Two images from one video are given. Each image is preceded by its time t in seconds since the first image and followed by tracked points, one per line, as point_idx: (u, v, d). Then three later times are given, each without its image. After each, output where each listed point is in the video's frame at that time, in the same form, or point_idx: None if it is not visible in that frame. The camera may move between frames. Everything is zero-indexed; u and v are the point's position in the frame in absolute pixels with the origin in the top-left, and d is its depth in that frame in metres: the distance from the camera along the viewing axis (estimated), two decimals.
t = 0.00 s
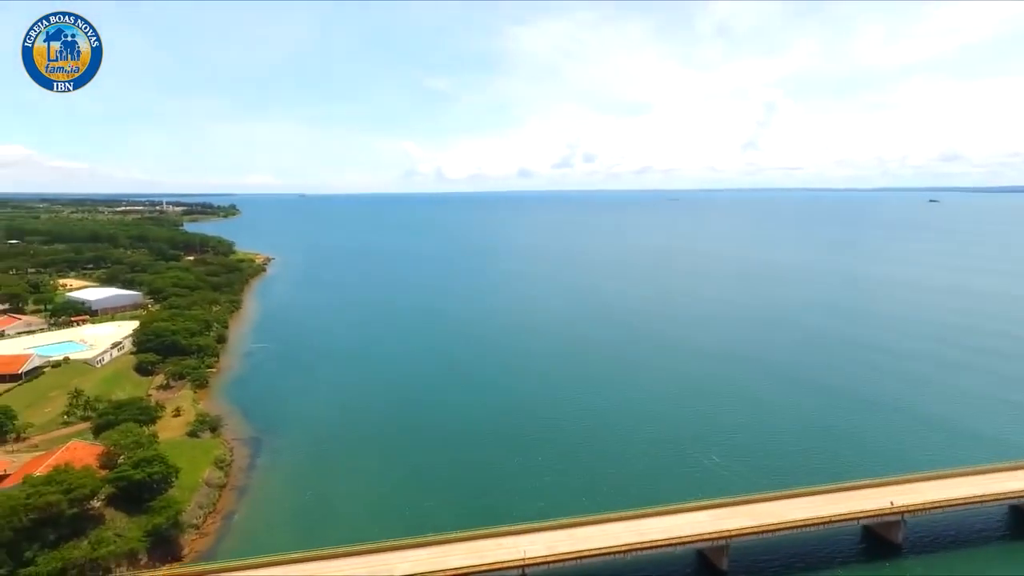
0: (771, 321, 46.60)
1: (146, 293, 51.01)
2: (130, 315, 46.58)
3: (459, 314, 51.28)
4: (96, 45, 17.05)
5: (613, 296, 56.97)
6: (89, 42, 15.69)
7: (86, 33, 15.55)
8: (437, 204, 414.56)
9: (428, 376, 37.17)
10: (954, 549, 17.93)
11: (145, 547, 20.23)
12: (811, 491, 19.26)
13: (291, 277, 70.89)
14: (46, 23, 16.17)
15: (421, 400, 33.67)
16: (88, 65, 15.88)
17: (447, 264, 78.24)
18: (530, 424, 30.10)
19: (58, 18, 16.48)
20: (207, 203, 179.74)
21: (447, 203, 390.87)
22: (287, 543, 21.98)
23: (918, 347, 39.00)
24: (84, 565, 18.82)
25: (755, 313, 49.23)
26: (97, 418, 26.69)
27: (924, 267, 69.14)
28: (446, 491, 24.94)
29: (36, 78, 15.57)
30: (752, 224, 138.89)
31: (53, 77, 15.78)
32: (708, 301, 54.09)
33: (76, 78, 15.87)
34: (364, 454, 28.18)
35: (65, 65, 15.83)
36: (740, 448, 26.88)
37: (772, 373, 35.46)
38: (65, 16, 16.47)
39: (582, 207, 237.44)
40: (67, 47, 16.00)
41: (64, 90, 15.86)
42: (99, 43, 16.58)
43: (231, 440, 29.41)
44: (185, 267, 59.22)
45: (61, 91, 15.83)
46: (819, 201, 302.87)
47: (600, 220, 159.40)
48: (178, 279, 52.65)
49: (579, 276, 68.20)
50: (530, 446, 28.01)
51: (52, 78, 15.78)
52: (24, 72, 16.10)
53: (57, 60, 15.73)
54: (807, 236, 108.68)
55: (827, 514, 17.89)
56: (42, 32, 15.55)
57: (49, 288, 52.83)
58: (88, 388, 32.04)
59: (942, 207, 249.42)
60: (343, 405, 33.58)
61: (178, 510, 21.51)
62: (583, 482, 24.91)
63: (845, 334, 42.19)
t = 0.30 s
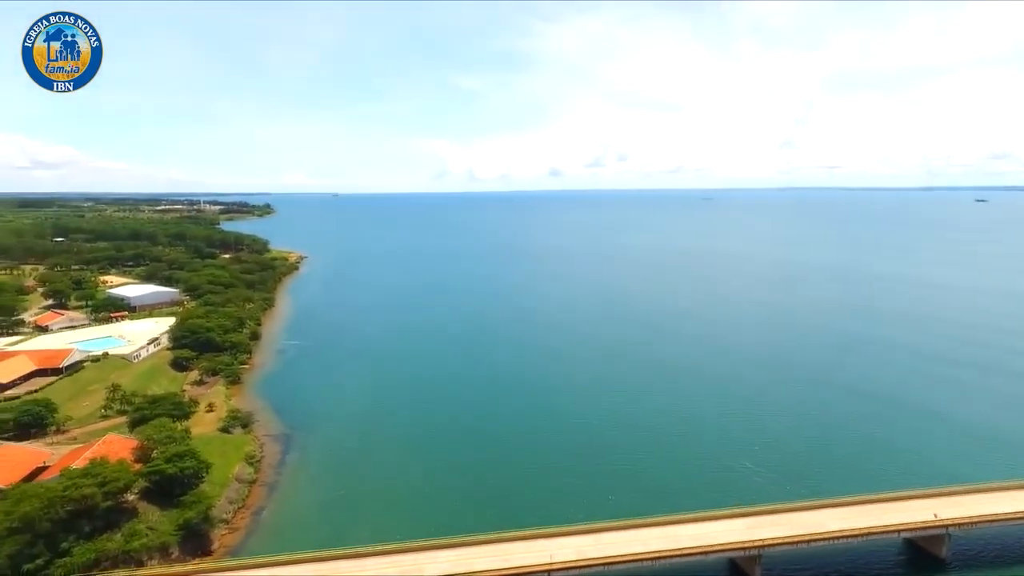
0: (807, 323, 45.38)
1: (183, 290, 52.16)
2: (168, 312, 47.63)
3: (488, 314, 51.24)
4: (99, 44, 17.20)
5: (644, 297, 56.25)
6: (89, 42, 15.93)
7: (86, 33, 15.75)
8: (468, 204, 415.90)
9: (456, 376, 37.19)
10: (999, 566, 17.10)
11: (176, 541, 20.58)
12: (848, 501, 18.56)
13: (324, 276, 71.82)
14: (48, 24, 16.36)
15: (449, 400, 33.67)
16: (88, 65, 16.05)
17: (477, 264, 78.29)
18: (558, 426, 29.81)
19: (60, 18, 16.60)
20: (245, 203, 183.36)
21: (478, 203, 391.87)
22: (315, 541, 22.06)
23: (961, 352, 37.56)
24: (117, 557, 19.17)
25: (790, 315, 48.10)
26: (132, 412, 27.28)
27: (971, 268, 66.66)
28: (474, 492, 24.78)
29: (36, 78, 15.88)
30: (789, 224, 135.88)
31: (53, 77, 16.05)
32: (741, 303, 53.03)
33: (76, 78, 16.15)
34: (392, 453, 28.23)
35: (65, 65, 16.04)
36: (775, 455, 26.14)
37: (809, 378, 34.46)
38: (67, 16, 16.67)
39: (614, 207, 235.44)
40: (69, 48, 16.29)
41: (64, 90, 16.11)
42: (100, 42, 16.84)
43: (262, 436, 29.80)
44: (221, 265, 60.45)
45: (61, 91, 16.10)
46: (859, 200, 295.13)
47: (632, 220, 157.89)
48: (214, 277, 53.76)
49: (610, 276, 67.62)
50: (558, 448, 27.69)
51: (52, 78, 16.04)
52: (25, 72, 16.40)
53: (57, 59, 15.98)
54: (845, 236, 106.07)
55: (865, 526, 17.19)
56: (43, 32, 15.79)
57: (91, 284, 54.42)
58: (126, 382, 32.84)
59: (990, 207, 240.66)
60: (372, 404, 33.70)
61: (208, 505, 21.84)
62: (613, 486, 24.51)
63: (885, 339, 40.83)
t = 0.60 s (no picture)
0: (831, 325, 44.59)
1: (207, 288, 52.76)
2: (192, 310, 48.27)
3: (508, 314, 51.12)
4: (97, 46, 17.12)
5: (665, 298, 55.81)
6: (89, 42, 16.01)
7: (86, 33, 15.82)
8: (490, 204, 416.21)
9: (475, 376, 37.10)
10: None
11: (196, 538, 20.68)
12: (876, 509, 17.96)
13: (345, 274, 72.44)
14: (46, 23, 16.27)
15: (468, 400, 33.55)
16: (88, 65, 16.14)
17: (498, 264, 78.17)
18: (577, 428, 29.47)
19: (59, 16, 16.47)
20: (270, 203, 186.11)
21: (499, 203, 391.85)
22: (334, 540, 22.02)
23: (994, 358, 36.50)
24: (138, 553, 19.32)
25: (815, 317, 47.19)
26: (155, 409, 27.60)
27: (1001, 269, 65.21)
28: (491, 494, 24.54)
29: (36, 78, 16.00)
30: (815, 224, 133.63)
31: (53, 77, 16.16)
32: (765, 304, 52.21)
33: (76, 78, 16.24)
34: (411, 453, 28.16)
35: (65, 65, 16.13)
36: (798, 460, 25.61)
37: (833, 381, 33.78)
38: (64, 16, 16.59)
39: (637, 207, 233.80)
40: (69, 48, 16.39)
41: (63, 90, 16.20)
42: (100, 43, 16.94)
43: (282, 434, 29.93)
44: (244, 263, 61.14)
45: (61, 92, 16.19)
46: (887, 201, 289.40)
47: (655, 220, 156.60)
48: (237, 276, 54.37)
49: (630, 276, 67.21)
50: (577, 450, 27.40)
51: (51, 78, 16.17)
52: (25, 72, 16.56)
53: (57, 60, 16.09)
54: (871, 237, 104.40)
55: (894, 536, 16.63)
56: (43, 32, 15.87)
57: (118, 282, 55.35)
58: (149, 379, 33.22)
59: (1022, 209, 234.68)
60: (391, 403, 33.72)
61: (228, 503, 21.98)
62: (633, 490, 24.16)
63: (914, 342, 39.87)
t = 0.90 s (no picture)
0: (863, 329, 43.47)
1: (234, 286, 53.46)
2: (219, 308, 48.91)
3: (531, 315, 50.84)
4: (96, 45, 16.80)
5: (689, 299, 55.13)
6: (89, 42, 16.27)
7: (86, 34, 16.07)
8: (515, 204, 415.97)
9: (498, 376, 36.88)
10: None
11: (219, 536, 20.79)
12: (911, 522, 17.30)
13: (369, 273, 72.99)
14: (47, 24, 16.30)
15: (491, 401, 33.37)
16: (88, 65, 16.39)
17: (522, 263, 77.92)
18: (600, 431, 29.05)
19: (58, 17, 16.35)
20: (298, 203, 188.80)
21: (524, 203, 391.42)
22: (354, 540, 21.96)
23: None
24: (162, 549, 19.48)
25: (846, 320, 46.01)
26: (181, 406, 27.93)
27: None
28: (512, 496, 24.26)
29: (36, 78, 16.29)
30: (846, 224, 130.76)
31: (53, 77, 16.44)
32: (795, 306, 51.10)
33: (75, 78, 16.50)
34: (432, 453, 28.04)
35: (66, 66, 16.41)
36: (827, 467, 24.91)
37: (864, 386, 32.90)
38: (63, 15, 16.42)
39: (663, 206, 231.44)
40: (68, 48, 16.68)
41: (64, 90, 16.48)
42: (101, 44, 17.21)
43: (306, 432, 30.08)
44: (270, 262, 61.81)
45: (61, 92, 16.48)
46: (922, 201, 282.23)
47: (682, 220, 154.80)
48: (263, 274, 55.01)
49: (654, 277, 66.58)
50: (600, 453, 27.00)
51: (52, 78, 16.44)
52: (25, 71, 16.79)
53: (57, 60, 16.37)
54: (902, 237, 102.15)
55: (931, 550, 15.96)
56: (43, 33, 16.08)
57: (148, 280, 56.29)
58: (176, 376, 33.69)
59: None
60: (413, 403, 33.70)
61: (250, 501, 22.10)
62: (658, 495, 23.69)
63: (951, 347, 38.61)
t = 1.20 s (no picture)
0: (885, 332, 42.73)
1: (252, 285, 53.88)
2: (238, 307, 49.27)
3: (547, 315, 50.64)
4: (97, 46, 17.56)
5: (707, 300, 54.52)
6: (88, 43, 17.33)
7: (85, 34, 17.11)
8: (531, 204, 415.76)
9: (513, 377, 36.68)
10: None
11: (233, 535, 20.83)
12: (937, 531, 16.82)
13: (386, 273, 73.24)
14: (47, 24, 17.27)
15: (505, 402, 33.20)
16: (87, 65, 17.59)
17: (538, 263, 77.72)
18: (615, 433, 28.72)
19: (60, 19, 17.28)
20: (317, 202, 190.49)
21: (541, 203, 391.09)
22: (367, 541, 21.87)
23: None
24: (177, 548, 19.52)
25: (867, 322, 45.25)
26: (198, 405, 28.10)
27: None
28: (526, 498, 24.02)
29: (37, 78, 17.52)
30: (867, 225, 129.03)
31: (52, 76, 17.72)
32: (814, 308, 50.39)
33: (74, 78, 17.77)
34: (446, 454, 27.86)
35: (65, 65, 17.63)
36: (849, 473, 24.36)
37: (886, 391, 32.22)
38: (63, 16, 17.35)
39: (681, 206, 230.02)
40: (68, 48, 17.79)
41: (63, 89, 17.79)
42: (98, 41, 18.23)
43: (320, 432, 30.12)
44: (288, 261, 62.20)
45: (61, 90, 17.79)
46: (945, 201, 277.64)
47: (699, 220, 153.71)
48: (281, 274, 55.40)
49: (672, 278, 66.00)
50: (615, 456, 26.67)
51: (52, 78, 17.69)
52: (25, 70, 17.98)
53: (57, 60, 17.52)
54: (926, 237, 100.38)
55: (958, 560, 15.48)
56: (43, 33, 17.28)
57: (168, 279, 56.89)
58: (194, 375, 33.94)
59: None
60: (428, 403, 33.59)
61: (265, 500, 22.18)
62: (675, 499, 23.30)
63: (975, 351, 37.81)
